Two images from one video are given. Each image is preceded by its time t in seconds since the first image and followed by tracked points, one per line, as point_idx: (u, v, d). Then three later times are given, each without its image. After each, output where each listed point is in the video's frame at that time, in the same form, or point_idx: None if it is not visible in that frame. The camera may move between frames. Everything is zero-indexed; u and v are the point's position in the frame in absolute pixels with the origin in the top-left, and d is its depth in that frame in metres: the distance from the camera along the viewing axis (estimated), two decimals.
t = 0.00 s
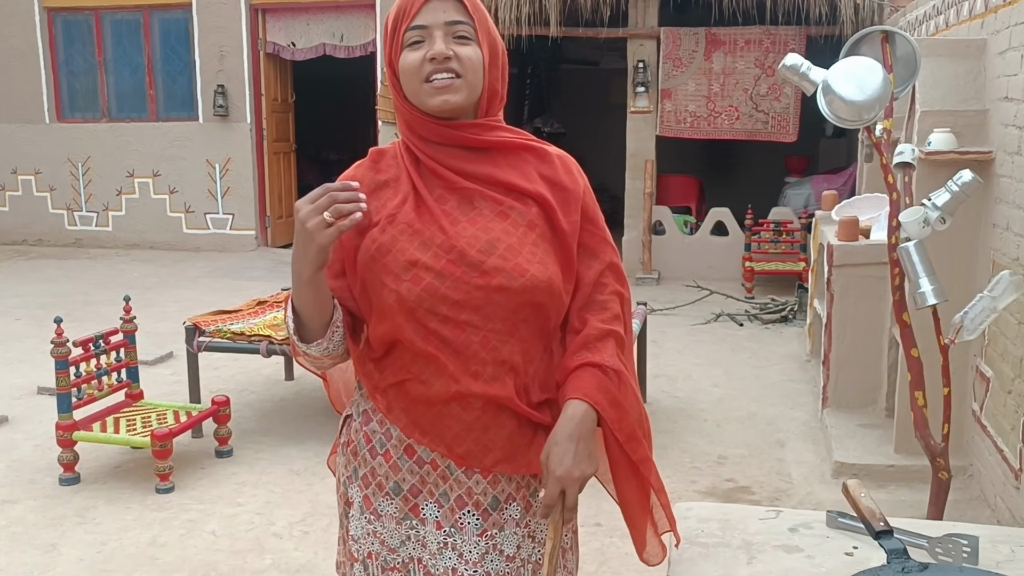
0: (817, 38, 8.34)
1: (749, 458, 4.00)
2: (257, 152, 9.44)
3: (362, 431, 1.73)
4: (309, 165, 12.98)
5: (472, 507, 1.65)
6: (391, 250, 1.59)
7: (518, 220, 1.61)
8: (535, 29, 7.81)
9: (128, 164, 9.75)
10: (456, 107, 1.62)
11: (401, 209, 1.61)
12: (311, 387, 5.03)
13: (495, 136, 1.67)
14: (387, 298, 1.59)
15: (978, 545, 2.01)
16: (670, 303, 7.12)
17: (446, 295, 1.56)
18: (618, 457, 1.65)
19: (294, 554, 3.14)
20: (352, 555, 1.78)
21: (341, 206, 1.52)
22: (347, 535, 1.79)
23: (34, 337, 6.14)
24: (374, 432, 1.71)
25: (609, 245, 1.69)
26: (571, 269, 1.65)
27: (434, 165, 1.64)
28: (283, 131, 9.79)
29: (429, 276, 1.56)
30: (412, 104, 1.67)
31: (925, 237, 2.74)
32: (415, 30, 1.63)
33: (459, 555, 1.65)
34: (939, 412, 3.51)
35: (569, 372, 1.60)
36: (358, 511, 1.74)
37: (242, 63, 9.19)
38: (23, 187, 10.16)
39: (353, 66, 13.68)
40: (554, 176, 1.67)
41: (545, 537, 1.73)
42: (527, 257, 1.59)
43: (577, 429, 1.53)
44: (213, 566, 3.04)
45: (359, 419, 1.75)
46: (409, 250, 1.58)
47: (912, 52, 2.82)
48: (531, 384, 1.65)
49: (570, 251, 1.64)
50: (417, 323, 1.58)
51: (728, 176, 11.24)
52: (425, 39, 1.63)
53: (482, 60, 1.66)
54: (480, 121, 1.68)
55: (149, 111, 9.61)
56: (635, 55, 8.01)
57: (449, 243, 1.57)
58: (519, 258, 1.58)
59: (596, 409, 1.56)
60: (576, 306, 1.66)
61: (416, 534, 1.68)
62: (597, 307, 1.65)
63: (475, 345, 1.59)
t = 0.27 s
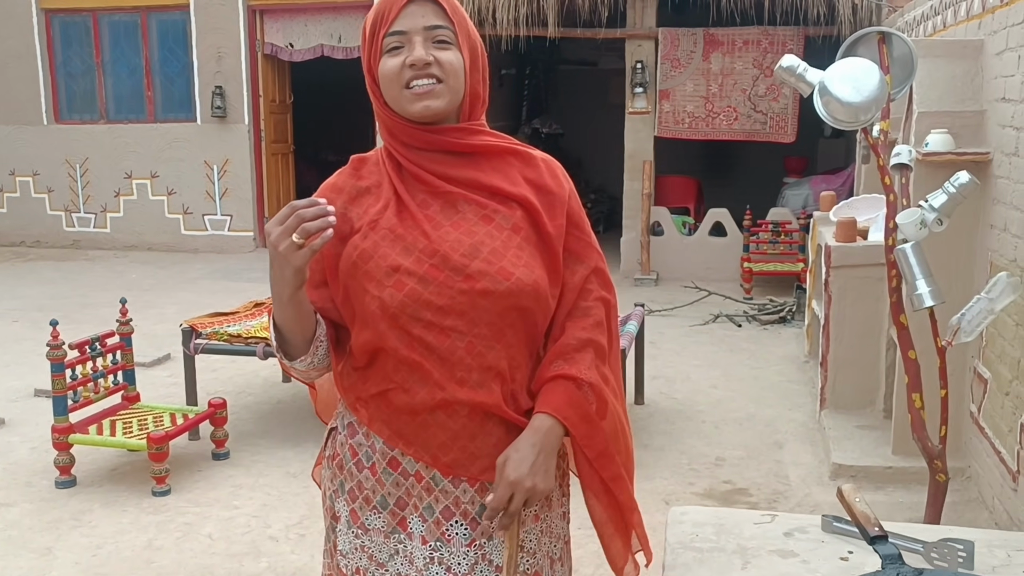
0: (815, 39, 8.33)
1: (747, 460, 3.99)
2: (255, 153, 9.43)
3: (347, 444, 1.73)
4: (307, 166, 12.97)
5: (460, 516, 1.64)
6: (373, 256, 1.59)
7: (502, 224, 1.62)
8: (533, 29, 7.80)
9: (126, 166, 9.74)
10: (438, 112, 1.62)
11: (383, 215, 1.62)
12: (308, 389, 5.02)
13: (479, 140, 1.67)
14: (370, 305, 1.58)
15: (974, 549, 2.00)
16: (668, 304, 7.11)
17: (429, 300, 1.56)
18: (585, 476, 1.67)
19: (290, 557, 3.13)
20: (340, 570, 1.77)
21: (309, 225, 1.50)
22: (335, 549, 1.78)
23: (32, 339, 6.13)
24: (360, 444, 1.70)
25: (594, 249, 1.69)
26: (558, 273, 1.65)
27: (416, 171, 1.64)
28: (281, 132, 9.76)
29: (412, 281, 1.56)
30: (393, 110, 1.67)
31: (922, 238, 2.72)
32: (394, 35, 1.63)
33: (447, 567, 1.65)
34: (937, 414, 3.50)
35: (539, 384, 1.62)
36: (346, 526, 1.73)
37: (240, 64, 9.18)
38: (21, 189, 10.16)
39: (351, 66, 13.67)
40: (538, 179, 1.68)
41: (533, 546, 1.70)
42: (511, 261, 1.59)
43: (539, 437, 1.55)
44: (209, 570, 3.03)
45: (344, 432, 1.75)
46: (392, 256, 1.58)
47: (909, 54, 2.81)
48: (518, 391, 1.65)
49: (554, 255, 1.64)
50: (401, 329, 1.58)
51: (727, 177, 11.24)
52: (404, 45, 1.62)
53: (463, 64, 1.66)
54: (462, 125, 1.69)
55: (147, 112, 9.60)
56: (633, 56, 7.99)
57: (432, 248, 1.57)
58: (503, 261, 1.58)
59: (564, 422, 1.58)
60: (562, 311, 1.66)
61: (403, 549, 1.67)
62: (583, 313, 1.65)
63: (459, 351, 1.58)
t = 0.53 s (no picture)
0: (813, 47, 8.35)
1: (744, 468, 3.98)
2: (254, 160, 9.43)
3: (339, 457, 1.73)
4: (307, 174, 12.97)
5: (453, 530, 1.64)
6: (362, 268, 1.61)
7: (491, 234, 1.63)
8: (531, 38, 7.81)
9: (125, 173, 9.75)
10: (427, 126, 1.64)
11: (372, 228, 1.64)
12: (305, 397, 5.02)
13: (467, 152, 1.69)
14: (360, 317, 1.59)
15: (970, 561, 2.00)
16: (667, 312, 7.11)
17: (419, 312, 1.58)
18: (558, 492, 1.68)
19: (287, 566, 3.12)
20: None
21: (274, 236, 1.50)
22: (327, 563, 1.78)
23: (29, 347, 6.11)
24: (352, 459, 1.70)
25: (582, 259, 1.72)
26: (547, 283, 1.67)
27: (404, 183, 1.66)
28: (280, 140, 9.75)
29: (402, 293, 1.58)
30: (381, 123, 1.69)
31: (918, 247, 2.71)
32: (384, 47, 1.63)
33: None
34: (934, 423, 3.50)
35: (525, 396, 1.65)
36: (338, 541, 1.73)
37: (239, 72, 9.19)
38: (20, 196, 10.16)
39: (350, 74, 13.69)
40: (527, 189, 1.70)
41: (523, 558, 1.70)
42: (501, 271, 1.61)
43: (516, 448, 1.59)
44: None
45: (336, 446, 1.75)
46: (381, 269, 1.60)
47: (906, 63, 2.80)
48: (508, 402, 1.66)
49: (542, 266, 1.67)
50: (391, 341, 1.59)
51: (725, 185, 11.25)
52: (394, 56, 1.63)
53: (453, 76, 1.67)
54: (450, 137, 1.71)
55: (146, 120, 9.60)
56: (631, 64, 8.01)
57: (422, 259, 1.59)
58: (493, 272, 1.60)
59: (541, 437, 1.61)
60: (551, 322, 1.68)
61: (394, 565, 1.67)
62: (571, 325, 1.68)
63: (450, 362, 1.59)
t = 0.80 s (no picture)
0: (812, 58, 8.38)
1: (743, 479, 3.98)
2: (254, 169, 9.45)
3: (343, 467, 1.74)
4: (307, 183, 12.99)
5: (457, 535, 1.67)
6: (365, 278, 1.62)
7: (490, 242, 1.66)
8: (531, 48, 7.84)
9: (126, 182, 9.76)
10: (439, 147, 1.67)
11: (372, 237, 1.65)
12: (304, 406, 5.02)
13: (467, 163, 1.72)
14: (363, 326, 1.60)
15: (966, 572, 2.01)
16: (666, 322, 7.11)
17: (423, 320, 1.59)
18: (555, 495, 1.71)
19: None
20: None
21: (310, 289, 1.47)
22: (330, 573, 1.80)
23: (28, 355, 6.11)
24: (356, 468, 1.72)
25: (577, 267, 1.75)
26: (545, 291, 1.70)
27: (404, 193, 1.67)
28: (281, 149, 9.79)
29: (406, 302, 1.59)
30: (386, 135, 1.70)
31: (916, 258, 2.71)
32: (403, 65, 1.65)
33: None
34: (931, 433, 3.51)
35: (526, 403, 1.67)
36: (341, 550, 1.75)
37: (239, 82, 9.22)
38: (20, 205, 10.17)
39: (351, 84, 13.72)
40: (524, 199, 1.73)
41: (524, 562, 1.73)
42: (502, 279, 1.63)
43: (519, 453, 1.61)
44: None
45: (339, 457, 1.76)
46: (384, 277, 1.61)
47: (903, 75, 2.81)
48: (509, 408, 1.68)
49: (542, 275, 1.69)
50: (396, 349, 1.60)
51: (724, 196, 11.27)
52: (415, 74, 1.65)
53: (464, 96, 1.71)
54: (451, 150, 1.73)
55: (146, 129, 9.63)
56: (630, 75, 8.04)
57: (424, 267, 1.61)
58: (494, 280, 1.62)
59: (545, 444, 1.63)
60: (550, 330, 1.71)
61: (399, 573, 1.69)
62: (568, 332, 1.71)
63: (453, 369, 1.61)
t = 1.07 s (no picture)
0: (812, 69, 8.41)
1: (740, 489, 3.98)
2: (255, 177, 9.47)
3: (354, 470, 1.74)
4: (307, 191, 13.02)
5: (469, 533, 1.70)
6: (391, 283, 1.63)
7: (504, 251, 1.72)
8: (531, 58, 7.87)
9: (126, 189, 9.78)
10: (468, 165, 1.72)
11: (395, 243, 1.66)
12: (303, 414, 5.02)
13: (476, 177, 1.78)
14: (391, 330, 1.62)
15: None
16: (664, 331, 7.12)
17: (451, 324, 1.63)
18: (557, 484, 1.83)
19: None
20: None
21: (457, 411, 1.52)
22: None
23: (27, 362, 6.12)
24: (367, 470, 1.72)
25: (568, 275, 1.88)
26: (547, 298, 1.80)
27: (425, 203, 1.71)
28: (281, 157, 9.82)
29: (434, 307, 1.63)
30: (413, 147, 1.72)
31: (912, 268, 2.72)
32: (449, 84, 1.67)
33: None
34: (928, 443, 3.52)
35: (531, 403, 1.76)
36: (349, 554, 1.73)
37: (240, 90, 9.24)
38: (21, 212, 10.19)
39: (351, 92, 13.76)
40: (528, 211, 1.82)
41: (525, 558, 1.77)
42: (519, 286, 1.70)
43: (534, 446, 1.71)
44: None
45: (349, 460, 1.76)
46: (411, 283, 1.63)
47: (900, 87, 2.83)
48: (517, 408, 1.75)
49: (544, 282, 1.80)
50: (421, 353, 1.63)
51: (724, 205, 11.29)
52: (458, 94, 1.68)
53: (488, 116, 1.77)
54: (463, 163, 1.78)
55: (147, 136, 9.65)
56: (630, 84, 8.07)
57: (450, 274, 1.64)
58: (513, 286, 1.69)
59: (553, 441, 1.73)
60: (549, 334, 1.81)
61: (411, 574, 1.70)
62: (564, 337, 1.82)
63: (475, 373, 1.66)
